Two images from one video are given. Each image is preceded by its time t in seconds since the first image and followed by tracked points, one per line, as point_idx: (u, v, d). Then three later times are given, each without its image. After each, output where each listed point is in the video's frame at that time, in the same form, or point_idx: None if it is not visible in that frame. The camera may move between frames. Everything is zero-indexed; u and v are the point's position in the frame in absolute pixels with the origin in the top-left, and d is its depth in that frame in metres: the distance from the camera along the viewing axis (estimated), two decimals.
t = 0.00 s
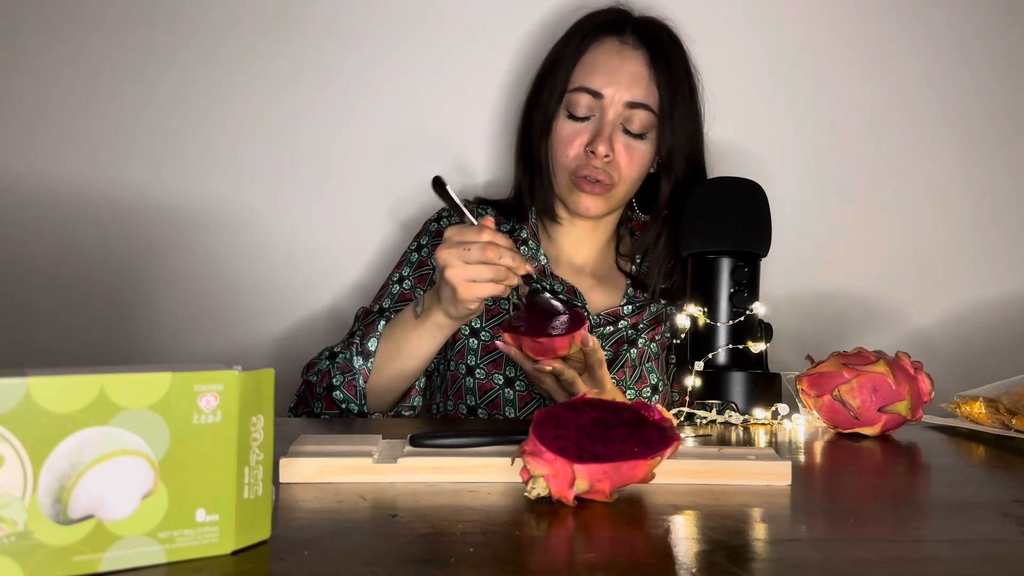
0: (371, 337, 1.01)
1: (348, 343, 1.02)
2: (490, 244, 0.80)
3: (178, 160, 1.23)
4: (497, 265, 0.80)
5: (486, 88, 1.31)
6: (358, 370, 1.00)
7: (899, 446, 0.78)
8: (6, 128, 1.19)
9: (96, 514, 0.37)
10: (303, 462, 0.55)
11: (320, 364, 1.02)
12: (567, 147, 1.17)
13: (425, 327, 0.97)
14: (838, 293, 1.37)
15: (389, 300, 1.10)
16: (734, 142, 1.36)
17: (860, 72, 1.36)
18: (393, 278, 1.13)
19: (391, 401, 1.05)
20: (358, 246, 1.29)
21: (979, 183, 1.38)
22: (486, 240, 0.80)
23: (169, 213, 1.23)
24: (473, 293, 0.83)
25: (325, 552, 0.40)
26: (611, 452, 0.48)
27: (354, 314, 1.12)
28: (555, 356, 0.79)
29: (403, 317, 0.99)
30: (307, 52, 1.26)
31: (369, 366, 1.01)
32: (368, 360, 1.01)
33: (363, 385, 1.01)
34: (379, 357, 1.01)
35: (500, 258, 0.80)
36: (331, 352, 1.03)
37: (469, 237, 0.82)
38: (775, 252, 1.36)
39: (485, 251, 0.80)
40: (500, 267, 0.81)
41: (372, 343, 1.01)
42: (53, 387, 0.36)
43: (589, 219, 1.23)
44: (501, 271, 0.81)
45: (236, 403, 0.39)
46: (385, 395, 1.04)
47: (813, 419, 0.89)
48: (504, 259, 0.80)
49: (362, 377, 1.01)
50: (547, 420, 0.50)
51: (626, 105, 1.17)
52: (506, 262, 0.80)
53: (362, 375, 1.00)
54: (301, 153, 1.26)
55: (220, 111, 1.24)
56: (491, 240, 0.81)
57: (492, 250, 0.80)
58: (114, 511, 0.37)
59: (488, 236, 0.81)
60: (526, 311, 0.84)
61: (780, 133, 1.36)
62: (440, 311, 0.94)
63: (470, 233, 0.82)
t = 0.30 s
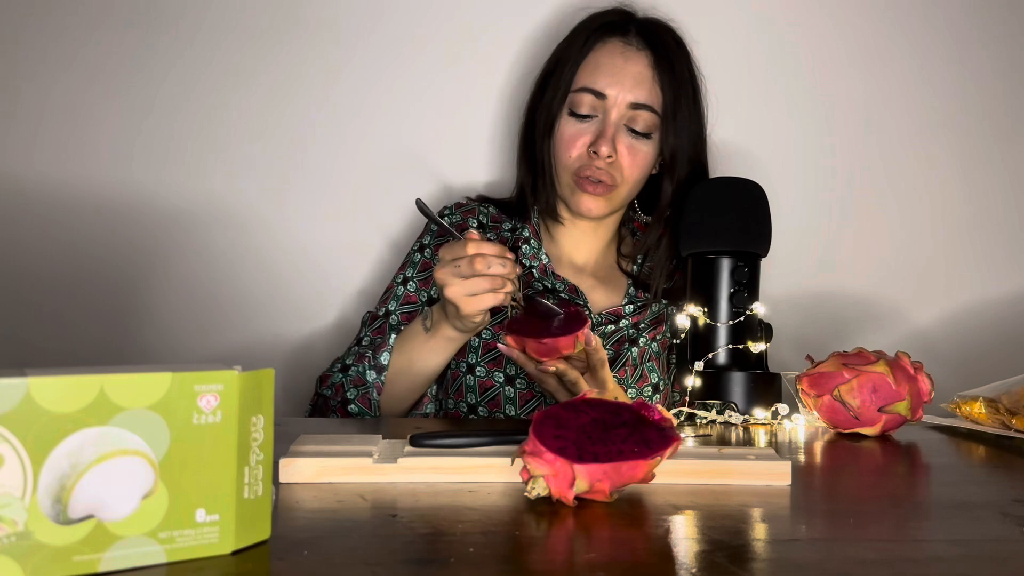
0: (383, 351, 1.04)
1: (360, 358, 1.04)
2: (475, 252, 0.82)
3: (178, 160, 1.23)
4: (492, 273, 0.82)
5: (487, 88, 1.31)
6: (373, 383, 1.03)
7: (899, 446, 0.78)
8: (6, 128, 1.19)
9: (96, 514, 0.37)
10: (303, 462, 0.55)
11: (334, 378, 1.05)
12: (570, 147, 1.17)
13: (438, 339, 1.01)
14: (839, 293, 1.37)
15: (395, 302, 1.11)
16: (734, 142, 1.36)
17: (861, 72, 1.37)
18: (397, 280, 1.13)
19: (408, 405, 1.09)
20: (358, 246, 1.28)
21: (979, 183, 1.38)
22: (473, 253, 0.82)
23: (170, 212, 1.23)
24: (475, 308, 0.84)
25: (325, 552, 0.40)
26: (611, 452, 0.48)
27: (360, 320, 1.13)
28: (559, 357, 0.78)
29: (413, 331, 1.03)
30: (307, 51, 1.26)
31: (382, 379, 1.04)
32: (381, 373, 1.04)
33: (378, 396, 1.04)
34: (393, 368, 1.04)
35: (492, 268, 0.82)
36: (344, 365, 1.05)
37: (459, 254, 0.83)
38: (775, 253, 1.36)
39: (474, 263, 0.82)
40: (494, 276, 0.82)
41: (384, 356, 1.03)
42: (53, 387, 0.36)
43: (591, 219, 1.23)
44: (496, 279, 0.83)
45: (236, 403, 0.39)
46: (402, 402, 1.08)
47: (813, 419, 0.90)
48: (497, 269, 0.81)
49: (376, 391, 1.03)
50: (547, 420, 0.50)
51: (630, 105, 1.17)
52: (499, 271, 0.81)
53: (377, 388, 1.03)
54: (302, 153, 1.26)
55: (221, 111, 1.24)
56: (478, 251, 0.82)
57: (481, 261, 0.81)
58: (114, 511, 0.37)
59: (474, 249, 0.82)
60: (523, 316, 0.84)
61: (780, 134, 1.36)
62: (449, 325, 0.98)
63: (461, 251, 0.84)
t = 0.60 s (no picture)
0: (395, 363, 1.04)
1: (374, 372, 1.06)
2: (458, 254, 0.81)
3: (179, 159, 1.23)
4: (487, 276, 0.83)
5: (487, 88, 1.31)
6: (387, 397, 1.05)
7: (899, 446, 0.78)
8: (6, 128, 1.19)
9: (96, 514, 0.37)
10: (302, 462, 0.55)
11: (351, 394, 1.09)
12: (572, 147, 1.17)
13: (446, 345, 1.01)
14: (839, 294, 1.37)
15: (404, 307, 1.11)
16: (734, 142, 1.36)
17: (861, 72, 1.37)
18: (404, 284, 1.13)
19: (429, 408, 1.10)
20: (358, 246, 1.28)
21: (980, 183, 1.38)
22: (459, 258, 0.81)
23: (170, 212, 1.23)
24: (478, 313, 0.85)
25: (325, 552, 0.40)
26: (611, 452, 0.48)
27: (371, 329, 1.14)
28: (558, 351, 0.79)
29: (420, 339, 1.03)
30: (307, 51, 1.26)
31: (397, 391, 1.05)
32: (395, 386, 1.04)
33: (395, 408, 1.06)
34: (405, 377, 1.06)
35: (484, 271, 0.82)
36: (359, 380, 1.09)
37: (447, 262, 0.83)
38: (775, 253, 1.36)
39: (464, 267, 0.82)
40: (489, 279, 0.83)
41: (397, 368, 1.03)
42: (53, 387, 0.36)
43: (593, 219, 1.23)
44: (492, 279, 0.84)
45: (236, 404, 0.39)
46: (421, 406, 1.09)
47: (813, 419, 0.90)
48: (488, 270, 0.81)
49: (392, 403, 1.05)
50: (547, 420, 0.50)
51: (633, 105, 1.17)
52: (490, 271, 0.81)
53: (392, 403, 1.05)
54: (302, 153, 1.26)
55: (221, 111, 1.24)
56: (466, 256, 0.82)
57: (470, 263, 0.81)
58: (114, 511, 0.37)
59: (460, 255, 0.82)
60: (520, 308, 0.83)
61: (780, 134, 1.36)
62: (454, 333, 0.98)
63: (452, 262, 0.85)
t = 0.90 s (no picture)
0: (397, 367, 1.03)
1: (377, 380, 1.06)
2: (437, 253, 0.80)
3: (178, 159, 1.23)
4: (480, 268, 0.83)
5: (487, 88, 1.31)
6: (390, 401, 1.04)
7: (899, 446, 0.78)
8: (7, 127, 1.19)
9: (96, 514, 0.37)
10: (303, 462, 0.55)
11: (354, 401, 1.09)
12: (572, 146, 1.17)
13: (445, 347, 1.02)
14: (839, 294, 1.37)
15: (407, 310, 1.10)
16: (733, 142, 1.36)
17: (860, 73, 1.37)
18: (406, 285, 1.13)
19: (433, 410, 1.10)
20: (358, 246, 1.28)
21: (980, 184, 1.38)
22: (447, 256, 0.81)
23: (170, 212, 1.23)
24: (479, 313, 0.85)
25: (325, 553, 0.40)
26: (611, 452, 0.48)
27: (375, 333, 1.15)
28: (556, 348, 0.79)
29: (419, 343, 1.03)
30: (308, 51, 1.26)
31: (399, 397, 1.03)
32: (397, 391, 1.03)
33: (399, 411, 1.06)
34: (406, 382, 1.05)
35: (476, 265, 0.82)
36: (364, 388, 1.10)
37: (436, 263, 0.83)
38: (775, 253, 1.37)
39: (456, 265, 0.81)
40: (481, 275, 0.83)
41: (398, 373, 1.02)
42: (53, 387, 0.36)
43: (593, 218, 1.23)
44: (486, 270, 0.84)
45: (236, 403, 0.39)
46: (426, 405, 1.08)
47: (814, 419, 0.90)
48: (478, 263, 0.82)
49: (395, 408, 1.03)
50: (547, 420, 0.50)
51: (633, 104, 1.17)
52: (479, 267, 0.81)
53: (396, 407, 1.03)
54: (302, 153, 1.26)
55: (221, 111, 1.24)
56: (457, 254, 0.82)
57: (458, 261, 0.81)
58: (114, 511, 0.37)
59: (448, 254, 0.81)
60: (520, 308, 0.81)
61: (780, 134, 1.36)
62: (453, 336, 0.98)
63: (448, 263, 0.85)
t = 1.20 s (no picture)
0: (386, 369, 1.02)
1: (369, 381, 1.05)
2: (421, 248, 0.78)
3: (178, 159, 1.23)
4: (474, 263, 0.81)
5: (487, 89, 1.31)
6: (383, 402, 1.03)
7: (899, 446, 0.78)
8: (7, 128, 1.19)
9: (96, 514, 0.37)
10: (303, 462, 0.55)
11: (349, 404, 1.10)
12: (571, 144, 1.17)
13: (433, 346, 1.01)
14: (839, 294, 1.37)
15: (406, 312, 1.11)
16: (733, 142, 1.36)
17: (861, 73, 1.37)
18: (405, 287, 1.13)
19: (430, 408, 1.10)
20: (358, 246, 1.28)
21: (980, 184, 1.38)
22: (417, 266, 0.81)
23: (170, 212, 1.23)
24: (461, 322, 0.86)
25: (325, 552, 0.40)
26: (611, 452, 0.48)
27: (376, 337, 1.14)
28: (557, 344, 0.80)
29: (407, 344, 1.03)
30: (308, 51, 1.26)
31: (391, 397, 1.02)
32: (389, 392, 1.02)
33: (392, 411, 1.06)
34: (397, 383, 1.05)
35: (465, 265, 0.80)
36: (358, 391, 1.10)
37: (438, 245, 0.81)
38: (775, 253, 1.37)
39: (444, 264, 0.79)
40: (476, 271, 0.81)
41: (388, 374, 1.02)
42: (53, 386, 0.36)
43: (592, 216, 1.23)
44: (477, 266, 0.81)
45: (236, 403, 0.39)
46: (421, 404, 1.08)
47: (813, 419, 0.90)
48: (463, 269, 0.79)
49: (388, 408, 1.03)
50: (547, 420, 0.50)
51: (632, 102, 1.17)
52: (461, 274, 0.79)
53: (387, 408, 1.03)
54: (302, 153, 1.26)
55: (220, 111, 1.24)
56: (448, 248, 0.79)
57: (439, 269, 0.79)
58: (114, 511, 0.37)
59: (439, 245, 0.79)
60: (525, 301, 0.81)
61: (780, 134, 1.36)
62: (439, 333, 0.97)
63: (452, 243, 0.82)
